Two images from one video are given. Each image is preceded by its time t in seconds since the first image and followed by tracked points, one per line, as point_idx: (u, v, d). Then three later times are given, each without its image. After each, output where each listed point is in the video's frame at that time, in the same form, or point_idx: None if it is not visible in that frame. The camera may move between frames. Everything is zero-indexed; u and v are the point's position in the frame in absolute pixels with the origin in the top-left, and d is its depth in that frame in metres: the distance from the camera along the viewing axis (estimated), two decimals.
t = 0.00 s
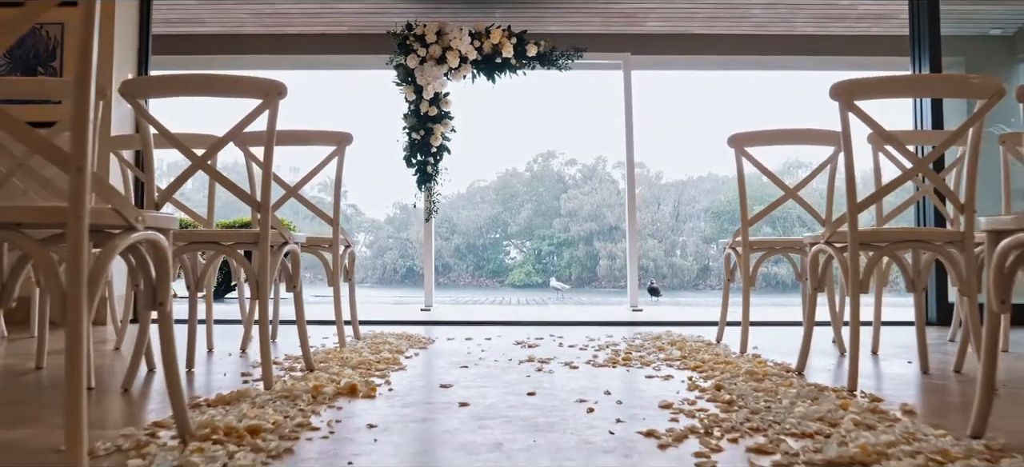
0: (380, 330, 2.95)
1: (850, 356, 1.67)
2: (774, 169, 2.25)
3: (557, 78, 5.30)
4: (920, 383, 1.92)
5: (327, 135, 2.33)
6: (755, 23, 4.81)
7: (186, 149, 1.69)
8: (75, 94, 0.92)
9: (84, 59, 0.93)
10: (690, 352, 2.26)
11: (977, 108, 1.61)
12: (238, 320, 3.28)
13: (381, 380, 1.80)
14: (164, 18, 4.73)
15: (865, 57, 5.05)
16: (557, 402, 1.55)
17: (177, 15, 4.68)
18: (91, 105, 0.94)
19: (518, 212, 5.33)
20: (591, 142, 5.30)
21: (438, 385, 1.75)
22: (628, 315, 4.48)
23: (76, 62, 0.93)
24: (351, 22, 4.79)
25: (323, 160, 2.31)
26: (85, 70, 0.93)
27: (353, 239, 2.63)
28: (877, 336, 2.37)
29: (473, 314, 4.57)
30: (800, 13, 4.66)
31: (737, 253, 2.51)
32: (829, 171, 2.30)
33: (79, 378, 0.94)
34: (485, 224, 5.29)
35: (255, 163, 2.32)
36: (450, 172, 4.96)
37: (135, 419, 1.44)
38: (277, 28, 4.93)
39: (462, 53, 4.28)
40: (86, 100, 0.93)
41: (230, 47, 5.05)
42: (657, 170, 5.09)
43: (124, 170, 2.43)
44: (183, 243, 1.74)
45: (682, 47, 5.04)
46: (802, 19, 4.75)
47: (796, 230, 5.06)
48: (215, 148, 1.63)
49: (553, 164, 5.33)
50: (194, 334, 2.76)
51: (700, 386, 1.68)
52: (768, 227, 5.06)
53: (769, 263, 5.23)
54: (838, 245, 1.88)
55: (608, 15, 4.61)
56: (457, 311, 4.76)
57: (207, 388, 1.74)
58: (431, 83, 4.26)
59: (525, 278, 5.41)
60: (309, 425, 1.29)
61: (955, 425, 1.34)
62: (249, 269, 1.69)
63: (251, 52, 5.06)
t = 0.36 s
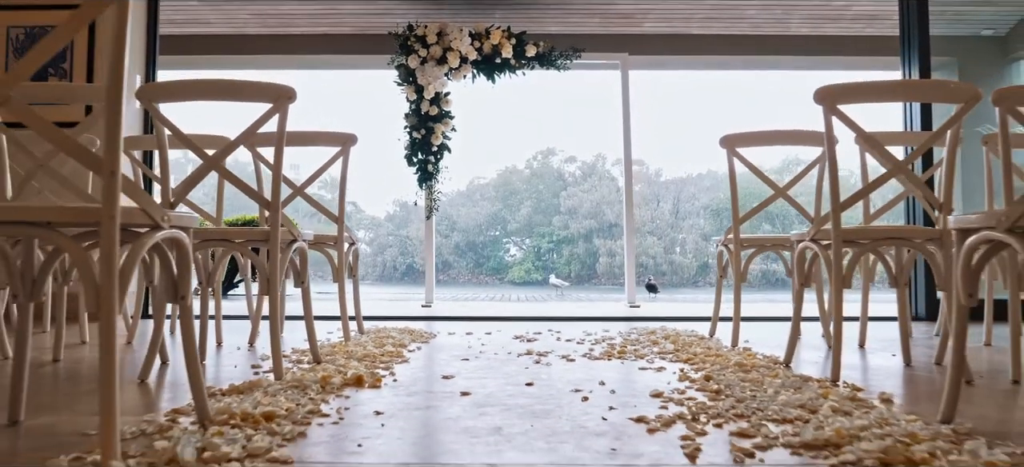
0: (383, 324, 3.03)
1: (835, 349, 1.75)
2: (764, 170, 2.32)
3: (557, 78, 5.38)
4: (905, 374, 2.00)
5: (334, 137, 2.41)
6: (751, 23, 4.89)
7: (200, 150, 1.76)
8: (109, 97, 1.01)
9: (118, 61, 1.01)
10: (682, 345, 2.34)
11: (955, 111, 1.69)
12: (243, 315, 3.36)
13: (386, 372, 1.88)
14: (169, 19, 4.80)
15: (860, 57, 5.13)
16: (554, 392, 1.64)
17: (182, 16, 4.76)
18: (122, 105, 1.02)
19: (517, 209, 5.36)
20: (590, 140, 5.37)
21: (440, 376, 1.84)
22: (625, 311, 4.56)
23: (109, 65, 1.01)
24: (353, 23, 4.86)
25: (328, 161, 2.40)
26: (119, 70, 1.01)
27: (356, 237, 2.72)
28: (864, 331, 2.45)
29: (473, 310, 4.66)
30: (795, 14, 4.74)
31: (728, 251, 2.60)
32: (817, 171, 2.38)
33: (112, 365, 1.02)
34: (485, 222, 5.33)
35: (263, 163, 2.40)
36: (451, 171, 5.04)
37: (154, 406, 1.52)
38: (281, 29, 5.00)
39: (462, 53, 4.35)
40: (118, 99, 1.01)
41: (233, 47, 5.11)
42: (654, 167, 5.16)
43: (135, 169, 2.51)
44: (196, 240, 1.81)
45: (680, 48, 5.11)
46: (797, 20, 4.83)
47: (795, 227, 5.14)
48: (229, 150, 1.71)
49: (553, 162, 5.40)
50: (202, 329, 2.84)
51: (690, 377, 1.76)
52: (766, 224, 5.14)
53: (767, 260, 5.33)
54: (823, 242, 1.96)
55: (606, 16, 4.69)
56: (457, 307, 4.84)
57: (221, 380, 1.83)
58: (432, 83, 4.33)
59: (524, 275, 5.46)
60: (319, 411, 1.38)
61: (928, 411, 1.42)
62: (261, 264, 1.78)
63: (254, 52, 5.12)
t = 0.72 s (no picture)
0: (384, 319, 3.12)
1: (817, 341, 1.83)
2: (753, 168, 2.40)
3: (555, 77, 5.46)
4: (888, 366, 2.09)
5: (337, 136, 2.49)
6: (747, 23, 4.96)
7: (211, 150, 1.84)
8: (135, 103, 1.10)
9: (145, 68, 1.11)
10: (674, 338, 2.42)
11: (933, 113, 1.77)
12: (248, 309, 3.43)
13: (389, 362, 1.97)
14: (172, 19, 4.87)
15: (853, 57, 5.21)
16: (549, 380, 1.72)
17: (185, 17, 4.82)
18: (147, 111, 1.11)
19: (517, 206, 5.44)
20: (588, 138, 5.45)
21: (441, 366, 1.92)
22: (623, 306, 4.65)
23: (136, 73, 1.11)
24: (354, 23, 4.93)
25: (333, 160, 2.47)
26: (145, 77, 1.10)
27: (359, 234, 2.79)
28: (850, 324, 2.53)
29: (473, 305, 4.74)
30: (789, 15, 4.82)
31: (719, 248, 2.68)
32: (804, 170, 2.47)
33: (138, 350, 1.10)
34: (485, 219, 5.40)
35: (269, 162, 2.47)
36: (451, 169, 5.12)
37: (171, 393, 1.61)
38: (283, 29, 5.06)
39: (462, 53, 4.42)
40: (144, 106, 1.10)
41: (235, 46, 5.17)
42: (653, 164, 5.23)
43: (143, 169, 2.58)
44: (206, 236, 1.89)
45: (678, 48, 5.18)
46: (791, 20, 4.91)
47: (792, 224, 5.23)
48: (239, 150, 1.79)
49: (552, 159, 5.48)
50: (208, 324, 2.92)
51: (680, 367, 1.85)
52: (763, 221, 5.22)
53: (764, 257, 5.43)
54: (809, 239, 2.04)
55: (604, 16, 4.77)
56: (456, 302, 4.92)
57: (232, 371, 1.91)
58: (432, 83, 4.40)
59: (524, 272, 5.45)
60: (327, 398, 1.46)
61: (902, 399, 1.51)
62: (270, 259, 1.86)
63: (256, 52, 5.19)
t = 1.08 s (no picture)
0: (386, 313, 3.19)
1: (803, 333, 1.90)
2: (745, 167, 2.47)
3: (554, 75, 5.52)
4: (873, 357, 2.17)
5: (340, 136, 2.57)
6: (743, 23, 5.02)
7: (220, 148, 1.92)
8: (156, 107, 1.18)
9: (165, 74, 1.20)
10: (667, 331, 2.50)
11: (913, 113, 1.84)
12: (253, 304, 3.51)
13: (392, 354, 2.05)
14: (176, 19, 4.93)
15: (848, 56, 5.28)
16: (545, 370, 1.80)
17: (188, 17, 4.88)
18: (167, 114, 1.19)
19: (517, 203, 5.50)
20: (586, 136, 5.52)
21: (442, 357, 2.00)
22: (620, 301, 4.73)
23: (157, 78, 1.19)
24: (356, 23, 5.00)
25: (336, 158, 2.54)
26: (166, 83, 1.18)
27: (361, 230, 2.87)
28: (839, 317, 2.61)
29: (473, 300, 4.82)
30: (784, 15, 4.88)
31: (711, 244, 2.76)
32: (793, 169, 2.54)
33: (159, 337, 1.19)
34: (486, 216, 5.46)
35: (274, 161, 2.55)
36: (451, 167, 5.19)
37: (185, 381, 1.69)
38: (285, 28, 5.12)
39: (462, 53, 4.48)
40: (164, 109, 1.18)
41: (238, 46, 5.22)
42: (652, 161, 5.30)
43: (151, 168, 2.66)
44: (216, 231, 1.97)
45: (676, 47, 5.23)
46: (787, 20, 4.98)
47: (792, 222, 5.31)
48: (247, 150, 1.86)
49: (552, 156, 5.54)
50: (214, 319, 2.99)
51: (670, 358, 1.93)
52: (763, 218, 5.29)
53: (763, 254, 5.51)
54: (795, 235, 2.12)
55: (602, 16, 4.84)
56: (456, 298, 5.00)
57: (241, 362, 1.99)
58: (433, 82, 4.47)
59: (524, 270, 5.56)
60: (334, 385, 1.54)
61: (881, 387, 1.58)
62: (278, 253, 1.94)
63: (259, 52, 5.23)
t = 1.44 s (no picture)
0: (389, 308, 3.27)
1: (791, 326, 1.97)
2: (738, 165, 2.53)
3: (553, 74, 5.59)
4: (860, 349, 2.24)
5: (344, 134, 2.63)
6: (740, 23, 5.08)
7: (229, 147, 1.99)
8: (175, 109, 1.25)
9: (183, 79, 1.27)
10: (662, 325, 2.57)
11: (897, 113, 1.91)
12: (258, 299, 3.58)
13: (394, 346, 2.13)
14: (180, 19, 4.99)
15: (845, 55, 5.35)
16: (542, 361, 1.88)
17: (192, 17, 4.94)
18: (184, 117, 1.27)
19: (518, 200, 5.58)
20: (585, 134, 5.58)
21: (443, 349, 2.08)
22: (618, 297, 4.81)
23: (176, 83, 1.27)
24: (358, 23, 5.06)
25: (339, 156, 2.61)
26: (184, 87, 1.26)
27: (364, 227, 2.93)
28: (830, 311, 2.68)
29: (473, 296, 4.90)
30: (781, 14, 4.94)
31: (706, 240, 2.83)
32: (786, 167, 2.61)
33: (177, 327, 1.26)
34: (485, 213, 5.54)
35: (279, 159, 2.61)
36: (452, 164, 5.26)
37: (197, 371, 1.77)
38: (288, 28, 5.18)
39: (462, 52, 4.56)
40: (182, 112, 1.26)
41: (241, 45, 5.28)
42: (652, 159, 5.37)
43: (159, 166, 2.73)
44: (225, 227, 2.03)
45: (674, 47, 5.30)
46: (783, 20, 5.04)
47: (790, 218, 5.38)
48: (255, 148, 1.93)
49: (552, 153, 5.60)
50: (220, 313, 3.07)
51: (663, 349, 2.00)
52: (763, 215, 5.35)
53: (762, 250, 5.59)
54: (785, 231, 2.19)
55: (600, 16, 4.91)
56: (457, 293, 5.08)
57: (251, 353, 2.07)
58: (434, 81, 4.54)
59: (525, 266, 5.68)
60: (341, 374, 1.61)
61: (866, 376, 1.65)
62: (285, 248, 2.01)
63: (262, 51, 5.30)
